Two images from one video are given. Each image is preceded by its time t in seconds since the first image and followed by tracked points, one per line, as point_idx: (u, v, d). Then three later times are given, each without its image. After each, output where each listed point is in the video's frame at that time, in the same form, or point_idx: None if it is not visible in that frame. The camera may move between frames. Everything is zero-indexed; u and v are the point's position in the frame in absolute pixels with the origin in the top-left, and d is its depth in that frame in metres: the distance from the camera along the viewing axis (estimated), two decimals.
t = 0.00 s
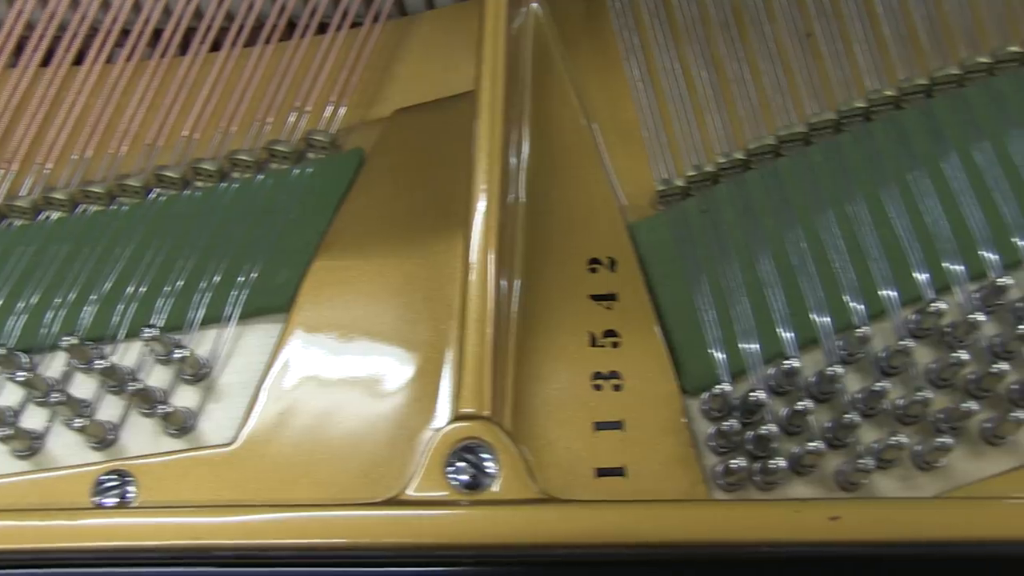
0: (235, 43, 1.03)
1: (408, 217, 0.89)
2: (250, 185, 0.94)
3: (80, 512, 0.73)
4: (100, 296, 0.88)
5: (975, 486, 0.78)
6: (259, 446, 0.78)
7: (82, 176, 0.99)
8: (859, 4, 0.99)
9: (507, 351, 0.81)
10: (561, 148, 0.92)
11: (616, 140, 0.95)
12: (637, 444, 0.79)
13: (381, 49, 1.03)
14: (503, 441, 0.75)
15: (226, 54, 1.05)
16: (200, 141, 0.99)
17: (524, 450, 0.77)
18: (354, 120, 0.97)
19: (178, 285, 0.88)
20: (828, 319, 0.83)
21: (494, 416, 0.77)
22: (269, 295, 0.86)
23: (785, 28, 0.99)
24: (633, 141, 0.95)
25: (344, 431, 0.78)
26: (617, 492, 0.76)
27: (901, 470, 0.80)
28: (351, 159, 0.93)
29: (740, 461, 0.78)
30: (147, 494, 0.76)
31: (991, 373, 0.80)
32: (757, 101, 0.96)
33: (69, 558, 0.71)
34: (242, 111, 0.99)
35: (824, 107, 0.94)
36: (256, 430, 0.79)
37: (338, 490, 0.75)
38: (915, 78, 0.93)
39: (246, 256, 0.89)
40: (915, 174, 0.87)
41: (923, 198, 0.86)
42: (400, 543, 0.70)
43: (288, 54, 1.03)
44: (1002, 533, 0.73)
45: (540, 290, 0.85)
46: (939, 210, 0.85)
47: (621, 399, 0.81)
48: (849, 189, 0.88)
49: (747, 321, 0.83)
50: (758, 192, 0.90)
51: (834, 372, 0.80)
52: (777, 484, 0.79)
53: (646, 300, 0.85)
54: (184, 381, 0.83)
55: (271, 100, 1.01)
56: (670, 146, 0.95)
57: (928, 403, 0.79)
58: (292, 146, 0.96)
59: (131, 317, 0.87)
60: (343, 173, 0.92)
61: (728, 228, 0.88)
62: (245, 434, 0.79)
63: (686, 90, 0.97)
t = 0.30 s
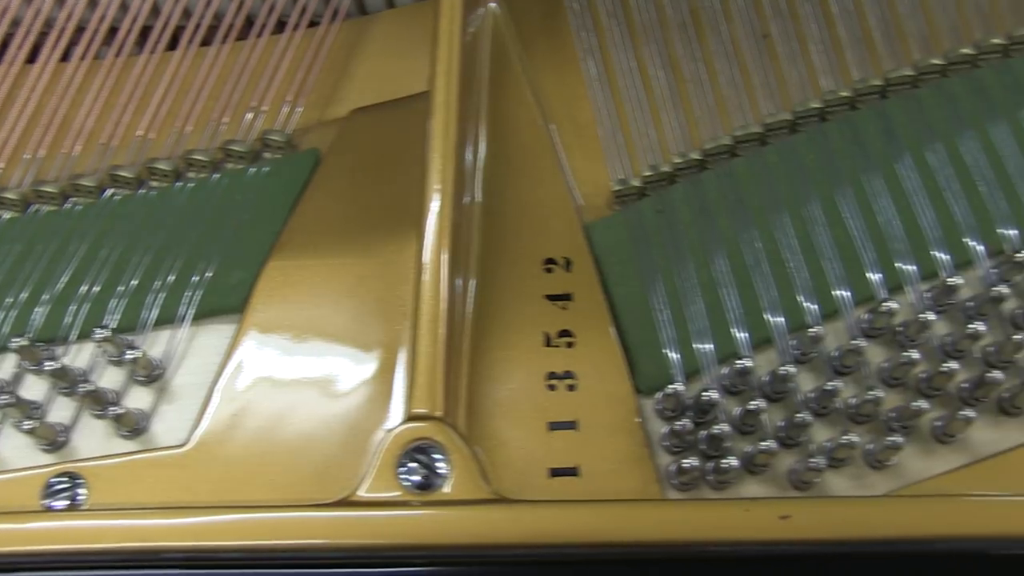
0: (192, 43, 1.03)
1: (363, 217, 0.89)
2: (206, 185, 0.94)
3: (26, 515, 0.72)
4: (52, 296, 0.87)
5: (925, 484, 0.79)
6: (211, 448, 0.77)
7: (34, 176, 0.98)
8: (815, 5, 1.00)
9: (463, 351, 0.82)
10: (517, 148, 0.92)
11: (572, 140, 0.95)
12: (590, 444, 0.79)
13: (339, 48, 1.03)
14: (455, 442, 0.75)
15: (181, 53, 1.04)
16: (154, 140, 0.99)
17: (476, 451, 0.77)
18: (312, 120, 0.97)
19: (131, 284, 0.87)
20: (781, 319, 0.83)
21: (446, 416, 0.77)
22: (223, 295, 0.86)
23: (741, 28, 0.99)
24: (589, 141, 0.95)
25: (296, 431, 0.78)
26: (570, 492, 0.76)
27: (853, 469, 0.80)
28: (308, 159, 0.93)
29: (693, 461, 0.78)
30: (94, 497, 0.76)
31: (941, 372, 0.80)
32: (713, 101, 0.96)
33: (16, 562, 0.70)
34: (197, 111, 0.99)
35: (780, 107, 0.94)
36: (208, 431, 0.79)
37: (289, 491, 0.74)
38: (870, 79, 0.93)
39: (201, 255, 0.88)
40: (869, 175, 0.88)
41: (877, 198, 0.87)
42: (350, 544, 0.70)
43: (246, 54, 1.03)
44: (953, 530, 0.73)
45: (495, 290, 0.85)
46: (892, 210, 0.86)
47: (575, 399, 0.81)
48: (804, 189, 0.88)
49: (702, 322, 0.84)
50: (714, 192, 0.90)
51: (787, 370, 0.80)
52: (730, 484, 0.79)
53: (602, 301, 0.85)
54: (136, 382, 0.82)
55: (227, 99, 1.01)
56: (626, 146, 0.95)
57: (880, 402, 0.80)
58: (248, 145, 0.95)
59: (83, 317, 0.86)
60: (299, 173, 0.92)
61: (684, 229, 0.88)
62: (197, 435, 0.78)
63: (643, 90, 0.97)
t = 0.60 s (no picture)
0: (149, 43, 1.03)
1: (320, 218, 0.89)
2: (163, 185, 0.93)
3: None
4: (7, 297, 0.87)
5: (880, 481, 0.79)
6: (166, 450, 0.77)
7: None
8: (773, 5, 1.00)
9: (419, 352, 0.81)
10: (476, 148, 0.92)
11: (531, 140, 0.95)
12: (546, 444, 0.79)
13: (298, 48, 1.03)
14: (409, 442, 0.75)
15: (139, 53, 1.04)
16: (111, 141, 0.98)
17: (433, 451, 0.76)
18: (270, 120, 0.97)
19: (87, 286, 0.87)
20: (737, 318, 0.83)
21: (401, 417, 0.77)
22: (179, 296, 0.85)
23: (699, 28, 0.99)
24: (547, 142, 0.95)
25: (252, 433, 0.78)
26: (526, 492, 0.76)
27: (809, 467, 0.80)
28: (265, 161, 0.92)
29: (648, 460, 0.78)
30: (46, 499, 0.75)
31: (895, 370, 0.81)
32: (671, 102, 0.96)
33: None
34: (154, 111, 0.99)
35: (737, 107, 0.94)
36: (164, 434, 0.78)
37: (244, 493, 0.74)
38: (826, 78, 0.94)
39: (158, 256, 0.88)
40: (826, 175, 0.88)
41: (833, 198, 0.87)
42: (303, 545, 0.70)
43: (203, 54, 1.03)
44: (908, 528, 0.73)
45: (452, 290, 0.85)
46: (848, 210, 0.87)
47: (532, 399, 0.81)
48: (762, 189, 0.88)
49: (659, 322, 0.84)
50: (671, 192, 0.90)
51: (742, 369, 0.81)
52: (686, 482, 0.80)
53: (559, 301, 0.85)
54: (92, 384, 0.82)
55: (185, 100, 1.00)
56: (584, 145, 0.95)
57: (835, 401, 0.80)
58: (205, 146, 0.95)
59: (38, 319, 0.85)
60: (256, 174, 0.91)
61: (642, 228, 0.89)
62: (152, 437, 0.78)
63: (601, 90, 0.97)
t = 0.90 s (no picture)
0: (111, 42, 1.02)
1: (282, 217, 0.88)
2: (126, 185, 0.93)
3: None
4: None
5: (840, 478, 0.79)
6: (126, 450, 0.76)
7: None
8: (735, 3, 1.00)
9: (382, 352, 0.81)
10: (439, 148, 0.91)
11: (495, 138, 0.95)
12: (508, 443, 0.79)
13: (261, 47, 1.02)
14: (369, 441, 0.75)
15: (101, 53, 1.04)
16: (73, 141, 0.98)
17: (394, 450, 0.77)
18: (233, 120, 0.97)
19: (49, 285, 0.87)
20: (699, 317, 0.84)
21: (362, 416, 0.76)
22: (140, 296, 0.85)
23: (662, 27, 0.99)
24: (511, 141, 0.94)
25: (212, 433, 0.77)
26: (487, 491, 0.76)
27: (769, 465, 0.81)
28: (228, 161, 0.92)
29: (609, 458, 0.78)
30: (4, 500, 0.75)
31: (855, 368, 0.81)
32: (634, 100, 0.96)
33: None
34: (117, 111, 0.99)
35: (700, 105, 0.95)
36: (125, 434, 0.78)
37: (205, 494, 0.74)
38: (789, 78, 0.94)
39: (120, 256, 0.88)
40: (788, 174, 0.89)
41: (795, 196, 0.88)
42: (264, 545, 0.70)
43: (166, 54, 1.02)
44: (867, 524, 0.74)
45: (414, 290, 0.85)
46: (810, 208, 0.87)
47: (494, 398, 0.81)
48: (725, 187, 0.89)
49: (620, 321, 0.84)
50: (634, 190, 0.90)
51: (703, 368, 0.81)
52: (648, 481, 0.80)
53: (522, 300, 0.85)
54: (54, 384, 0.82)
55: (148, 99, 1.00)
56: (547, 145, 0.95)
57: (795, 399, 0.81)
58: (169, 146, 0.94)
59: None
60: (219, 173, 0.91)
61: (605, 227, 0.89)
62: (113, 438, 0.77)
63: (564, 90, 0.97)
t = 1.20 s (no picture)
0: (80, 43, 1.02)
1: (250, 218, 0.88)
2: (93, 186, 0.93)
3: None
4: None
5: (805, 477, 0.80)
6: (91, 453, 0.76)
7: None
8: (703, 4, 1.01)
9: (349, 353, 0.82)
10: (408, 149, 0.91)
11: (463, 139, 0.95)
12: (475, 443, 0.79)
13: (230, 48, 1.02)
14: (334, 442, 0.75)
15: (69, 54, 1.03)
16: (40, 143, 0.98)
17: (360, 452, 0.76)
18: (202, 121, 0.97)
19: (15, 287, 0.87)
20: (666, 317, 0.84)
21: (328, 418, 0.77)
22: (107, 299, 0.85)
23: (630, 27, 1.00)
24: (480, 141, 0.95)
25: (178, 436, 0.77)
26: (454, 491, 0.76)
27: (735, 464, 0.81)
28: (196, 163, 0.92)
29: (575, 458, 0.79)
30: None
31: (820, 368, 0.82)
32: (602, 101, 0.96)
33: None
34: (84, 113, 0.99)
35: (668, 106, 0.95)
36: (90, 436, 0.78)
37: (171, 496, 0.74)
38: (756, 78, 0.94)
39: (87, 257, 0.88)
40: (755, 174, 0.89)
41: (761, 196, 0.88)
42: (229, 547, 0.70)
43: (134, 55, 1.02)
44: (830, 522, 0.75)
45: (381, 291, 0.85)
46: (776, 209, 0.87)
47: (460, 399, 0.81)
48: (692, 188, 0.89)
49: (587, 321, 0.84)
50: (602, 191, 0.90)
51: (669, 368, 0.81)
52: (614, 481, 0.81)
53: (489, 301, 0.86)
54: (20, 387, 0.81)
55: (116, 101, 1.00)
56: (515, 145, 0.95)
57: (761, 398, 0.81)
58: (136, 146, 0.95)
59: None
60: (187, 174, 0.91)
61: (572, 228, 0.89)
62: (78, 440, 0.77)
63: (532, 91, 0.97)
